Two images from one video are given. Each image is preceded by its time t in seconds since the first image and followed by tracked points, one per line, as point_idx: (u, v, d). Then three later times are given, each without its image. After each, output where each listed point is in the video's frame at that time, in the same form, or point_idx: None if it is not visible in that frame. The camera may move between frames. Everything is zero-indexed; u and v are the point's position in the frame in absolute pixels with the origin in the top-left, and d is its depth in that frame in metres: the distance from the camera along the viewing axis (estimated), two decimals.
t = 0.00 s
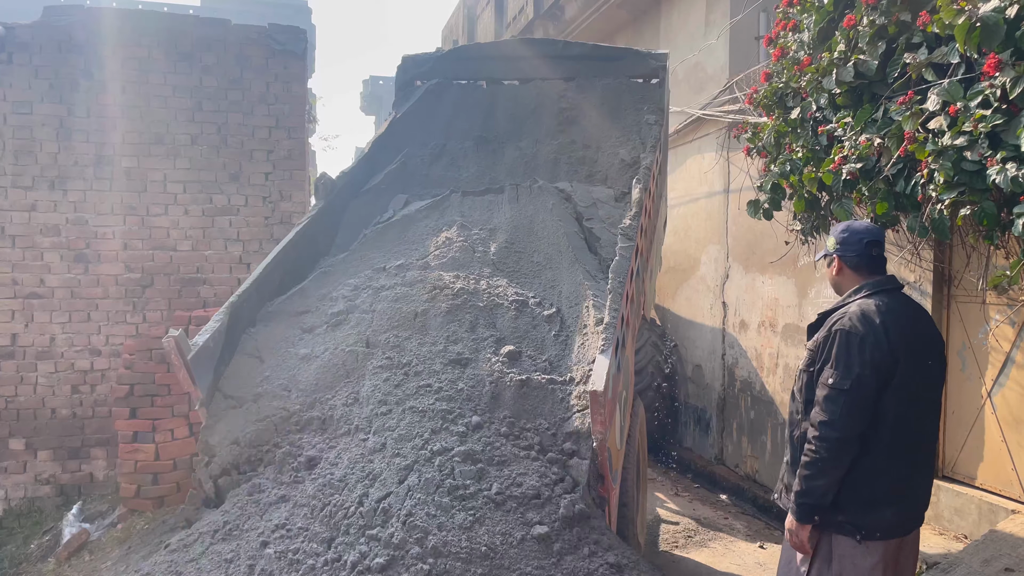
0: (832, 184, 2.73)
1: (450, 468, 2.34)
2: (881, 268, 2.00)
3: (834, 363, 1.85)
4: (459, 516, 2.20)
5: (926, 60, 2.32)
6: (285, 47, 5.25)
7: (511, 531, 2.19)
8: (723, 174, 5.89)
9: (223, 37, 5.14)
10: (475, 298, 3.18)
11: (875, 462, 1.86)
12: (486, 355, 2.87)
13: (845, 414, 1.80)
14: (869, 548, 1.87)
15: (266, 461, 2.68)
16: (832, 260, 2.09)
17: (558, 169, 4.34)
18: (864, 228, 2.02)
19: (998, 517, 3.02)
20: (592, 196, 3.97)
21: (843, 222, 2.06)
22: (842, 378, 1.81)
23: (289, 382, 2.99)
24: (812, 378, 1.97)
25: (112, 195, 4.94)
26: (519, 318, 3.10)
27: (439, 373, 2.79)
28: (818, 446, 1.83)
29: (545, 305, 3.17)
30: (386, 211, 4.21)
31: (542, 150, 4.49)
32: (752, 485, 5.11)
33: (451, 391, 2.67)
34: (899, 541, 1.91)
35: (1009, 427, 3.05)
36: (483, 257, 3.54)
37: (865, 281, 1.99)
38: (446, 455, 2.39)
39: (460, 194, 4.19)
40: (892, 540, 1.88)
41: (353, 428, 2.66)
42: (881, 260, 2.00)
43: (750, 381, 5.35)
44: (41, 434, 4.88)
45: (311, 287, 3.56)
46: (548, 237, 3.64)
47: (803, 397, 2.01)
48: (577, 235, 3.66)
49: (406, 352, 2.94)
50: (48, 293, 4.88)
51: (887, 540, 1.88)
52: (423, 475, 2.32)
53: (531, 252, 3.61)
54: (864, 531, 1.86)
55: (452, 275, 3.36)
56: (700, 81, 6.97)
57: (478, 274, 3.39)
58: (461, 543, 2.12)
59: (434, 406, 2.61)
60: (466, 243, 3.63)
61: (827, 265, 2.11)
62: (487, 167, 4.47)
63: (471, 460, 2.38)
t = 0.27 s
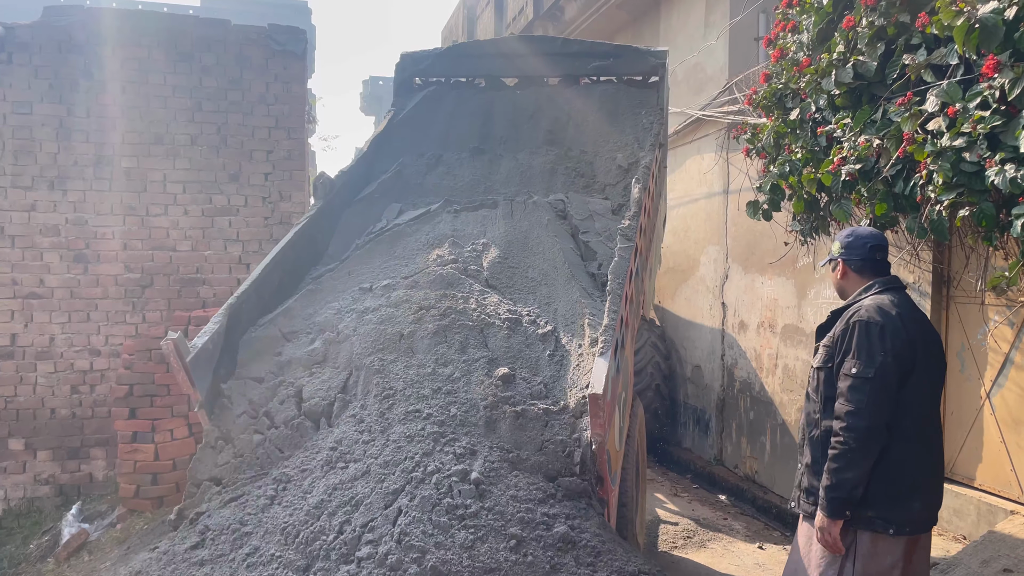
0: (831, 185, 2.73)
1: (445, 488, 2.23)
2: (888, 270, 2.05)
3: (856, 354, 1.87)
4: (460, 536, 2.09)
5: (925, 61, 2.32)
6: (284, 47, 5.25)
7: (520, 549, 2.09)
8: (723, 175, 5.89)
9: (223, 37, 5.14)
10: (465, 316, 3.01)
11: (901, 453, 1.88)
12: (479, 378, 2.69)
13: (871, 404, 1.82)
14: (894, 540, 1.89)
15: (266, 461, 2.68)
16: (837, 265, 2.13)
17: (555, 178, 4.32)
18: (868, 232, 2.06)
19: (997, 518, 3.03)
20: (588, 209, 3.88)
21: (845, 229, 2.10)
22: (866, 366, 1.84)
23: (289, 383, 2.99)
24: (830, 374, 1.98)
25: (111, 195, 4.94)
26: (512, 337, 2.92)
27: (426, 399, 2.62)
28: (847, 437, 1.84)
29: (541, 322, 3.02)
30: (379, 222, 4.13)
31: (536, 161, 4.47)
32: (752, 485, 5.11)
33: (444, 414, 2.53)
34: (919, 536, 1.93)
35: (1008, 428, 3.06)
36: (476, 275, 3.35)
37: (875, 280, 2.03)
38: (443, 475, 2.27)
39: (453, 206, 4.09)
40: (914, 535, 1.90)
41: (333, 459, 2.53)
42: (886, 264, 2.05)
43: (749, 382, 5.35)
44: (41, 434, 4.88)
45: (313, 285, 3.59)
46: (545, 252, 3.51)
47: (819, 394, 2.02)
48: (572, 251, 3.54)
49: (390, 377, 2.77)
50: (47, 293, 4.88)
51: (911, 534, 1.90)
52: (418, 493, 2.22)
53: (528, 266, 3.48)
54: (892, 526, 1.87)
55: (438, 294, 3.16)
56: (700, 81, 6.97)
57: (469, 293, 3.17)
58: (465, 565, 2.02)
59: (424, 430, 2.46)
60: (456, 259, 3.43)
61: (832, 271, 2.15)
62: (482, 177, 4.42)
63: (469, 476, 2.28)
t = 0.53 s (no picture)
0: (831, 186, 2.73)
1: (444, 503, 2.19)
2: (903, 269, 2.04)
3: (866, 357, 1.87)
4: (461, 554, 2.06)
5: (924, 63, 2.33)
6: (284, 48, 5.25)
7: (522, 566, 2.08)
8: (722, 176, 5.90)
9: (223, 38, 5.14)
10: (455, 334, 2.89)
11: (904, 459, 1.88)
12: (472, 400, 2.60)
13: (877, 409, 1.82)
14: (898, 545, 1.88)
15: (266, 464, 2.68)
16: (851, 264, 2.11)
17: (552, 185, 4.20)
18: (886, 232, 2.04)
19: (996, 519, 3.03)
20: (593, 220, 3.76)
21: (862, 227, 2.08)
22: (875, 370, 1.83)
23: (288, 385, 2.99)
24: (839, 375, 1.99)
25: (111, 196, 4.94)
26: (505, 355, 2.83)
27: (416, 424, 2.51)
28: (850, 441, 1.84)
29: (535, 339, 2.92)
30: (370, 231, 4.02)
31: (532, 169, 4.36)
32: (751, 486, 5.11)
33: (437, 431, 2.46)
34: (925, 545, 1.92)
35: (1007, 430, 3.06)
36: (468, 291, 3.20)
37: (890, 282, 2.01)
38: (440, 492, 2.22)
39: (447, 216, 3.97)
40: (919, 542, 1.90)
41: (310, 482, 2.46)
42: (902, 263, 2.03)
43: (748, 383, 5.35)
44: (40, 434, 4.88)
45: (314, 283, 3.61)
46: (539, 265, 3.42)
47: (828, 395, 2.02)
48: (568, 265, 3.46)
49: (376, 403, 2.66)
50: (47, 294, 4.88)
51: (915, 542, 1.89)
52: (415, 508, 2.18)
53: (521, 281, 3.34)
54: (891, 531, 1.87)
55: (427, 313, 3.01)
56: (699, 83, 6.98)
57: (459, 311, 3.03)
58: None
59: (415, 450, 2.40)
60: (446, 275, 3.28)
61: (847, 269, 2.13)
62: (476, 184, 4.29)
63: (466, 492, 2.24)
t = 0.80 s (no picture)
0: (830, 187, 2.73)
1: (441, 519, 2.15)
2: (912, 273, 2.04)
3: (874, 368, 1.87)
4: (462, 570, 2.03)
5: (924, 65, 2.33)
6: (284, 49, 5.25)
7: None
8: (722, 177, 5.90)
9: (223, 39, 5.14)
10: (446, 354, 2.80)
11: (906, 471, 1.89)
12: (467, 418, 2.53)
13: (884, 422, 1.82)
14: (901, 555, 1.89)
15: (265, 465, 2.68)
16: (862, 264, 2.11)
17: (546, 194, 4.14)
18: (898, 231, 2.04)
19: (995, 521, 3.03)
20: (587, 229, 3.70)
21: (876, 227, 2.07)
22: (883, 385, 1.83)
23: (287, 386, 2.98)
24: (847, 384, 1.99)
25: (110, 197, 4.94)
26: (500, 372, 2.76)
27: (402, 444, 2.46)
28: (853, 452, 1.86)
29: (530, 355, 2.83)
30: (362, 242, 3.93)
31: (526, 177, 4.32)
32: (751, 488, 5.11)
33: (432, 446, 2.41)
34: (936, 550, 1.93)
35: (1006, 432, 3.06)
36: (460, 306, 3.11)
37: (901, 286, 2.01)
38: (439, 507, 2.18)
39: (439, 226, 3.93)
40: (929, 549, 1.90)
41: (287, 506, 2.39)
42: (912, 266, 2.03)
43: (748, 385, 5.35)
44: (38, 435, 4.87)
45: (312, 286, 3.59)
46: (533, 278, 3.32)
47: (837, 402, 2.03)
48: (563, 277, 3.38)
49: (361, 427, 2.60)
50: (46, 295, 4.87)
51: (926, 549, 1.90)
52: (413, 524, 2.14)
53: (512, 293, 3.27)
54: (902, 542, 1.88)
55: (417, 330, 2.93)
56: (699, 84, 6.98)
57: (450, 327, 2.96)
58: None
59: (413, 464, 2.36)
60: (437, 290, 3.19)
61: (859, 269, 2.13)
62: (471, 192, 4.25)
63: (466, 508, 2.19)
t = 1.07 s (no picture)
0: (829, 189, 2.74)
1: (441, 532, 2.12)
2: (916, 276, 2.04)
3: (877, 380, 1.87)
4: None
5: (923, 67, 2.34)
6: (284, 51, 5.25)
7: None
8: (721, 179, 5.91)
9: (222, 40, 5.14)
10: (437, 372, 2.74)
11: (919, 483, 1.90)
12: (463, 434, 2.49)
13: (891, 434, 1.83)
14: (915, 567, 1.90)
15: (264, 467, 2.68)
16: (866, 266, 2.12)
17: (540, 205, 4.10)
18: (901, 232, 2.04)
19: (994, 523, 3.04)
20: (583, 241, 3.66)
21: (878, 229, 2.08)
22: (887, 397, 1.84)
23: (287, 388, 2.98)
24: (853, 394, 2.00)
25: (110, 198, 4.94)
26: (495, 390, 2.70)
27: (387, 464, 2.41)
28: (864, 467, 1.86)
29: (525, 371, 2.77)
30: (354, 253, 3.86)
31: (521, 186, 4.24)
32: (750, 490, 5.11)
33: (428, 460, 2.38)
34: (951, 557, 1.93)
35: (1005, 434, 3.07)
36: (452, 321, 3.07)
37: (905, 290, 2.03)
38: (438, 521, 2.15)
39: (432, 238, 3.89)
40: (944, 558, 1.91)
41: (265, 526, 2.35)
42: (915, 269, 2.04)
43: (747, 387, 5.36)
44: (37, 436, 4.87)
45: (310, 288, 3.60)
46: (527, 290, 3.28)
47: (844, 412, 2.03)
48: (559, 289, 3.33)
49: (342, 451, 2.55)
50: (45, 296, 4.87)
51: (941, 557, 1.90)
52: (413, 537, 2.11)
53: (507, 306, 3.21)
54: (916, 554, 1.89)
55: (407, 347, 2.88)
56: (698, 86, 6.99)
57: (443, 343, 2.91)
58: None
59: (410, 476, 2.33)
60: (428, 305, 3.14)
61: (862, 270, 2.14)
62: (464, 202, 4.19)
63: (466, 520, 2.16)
